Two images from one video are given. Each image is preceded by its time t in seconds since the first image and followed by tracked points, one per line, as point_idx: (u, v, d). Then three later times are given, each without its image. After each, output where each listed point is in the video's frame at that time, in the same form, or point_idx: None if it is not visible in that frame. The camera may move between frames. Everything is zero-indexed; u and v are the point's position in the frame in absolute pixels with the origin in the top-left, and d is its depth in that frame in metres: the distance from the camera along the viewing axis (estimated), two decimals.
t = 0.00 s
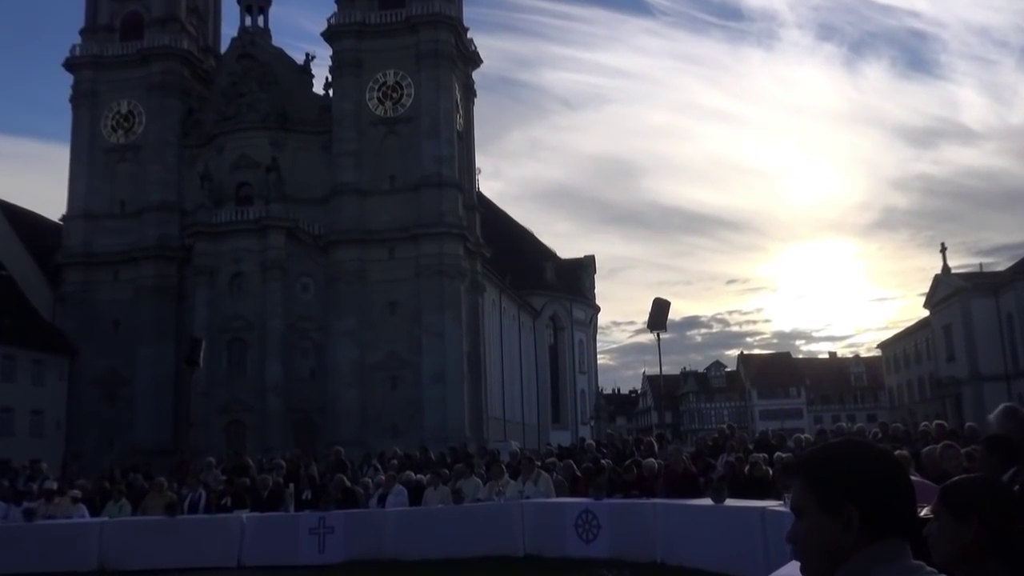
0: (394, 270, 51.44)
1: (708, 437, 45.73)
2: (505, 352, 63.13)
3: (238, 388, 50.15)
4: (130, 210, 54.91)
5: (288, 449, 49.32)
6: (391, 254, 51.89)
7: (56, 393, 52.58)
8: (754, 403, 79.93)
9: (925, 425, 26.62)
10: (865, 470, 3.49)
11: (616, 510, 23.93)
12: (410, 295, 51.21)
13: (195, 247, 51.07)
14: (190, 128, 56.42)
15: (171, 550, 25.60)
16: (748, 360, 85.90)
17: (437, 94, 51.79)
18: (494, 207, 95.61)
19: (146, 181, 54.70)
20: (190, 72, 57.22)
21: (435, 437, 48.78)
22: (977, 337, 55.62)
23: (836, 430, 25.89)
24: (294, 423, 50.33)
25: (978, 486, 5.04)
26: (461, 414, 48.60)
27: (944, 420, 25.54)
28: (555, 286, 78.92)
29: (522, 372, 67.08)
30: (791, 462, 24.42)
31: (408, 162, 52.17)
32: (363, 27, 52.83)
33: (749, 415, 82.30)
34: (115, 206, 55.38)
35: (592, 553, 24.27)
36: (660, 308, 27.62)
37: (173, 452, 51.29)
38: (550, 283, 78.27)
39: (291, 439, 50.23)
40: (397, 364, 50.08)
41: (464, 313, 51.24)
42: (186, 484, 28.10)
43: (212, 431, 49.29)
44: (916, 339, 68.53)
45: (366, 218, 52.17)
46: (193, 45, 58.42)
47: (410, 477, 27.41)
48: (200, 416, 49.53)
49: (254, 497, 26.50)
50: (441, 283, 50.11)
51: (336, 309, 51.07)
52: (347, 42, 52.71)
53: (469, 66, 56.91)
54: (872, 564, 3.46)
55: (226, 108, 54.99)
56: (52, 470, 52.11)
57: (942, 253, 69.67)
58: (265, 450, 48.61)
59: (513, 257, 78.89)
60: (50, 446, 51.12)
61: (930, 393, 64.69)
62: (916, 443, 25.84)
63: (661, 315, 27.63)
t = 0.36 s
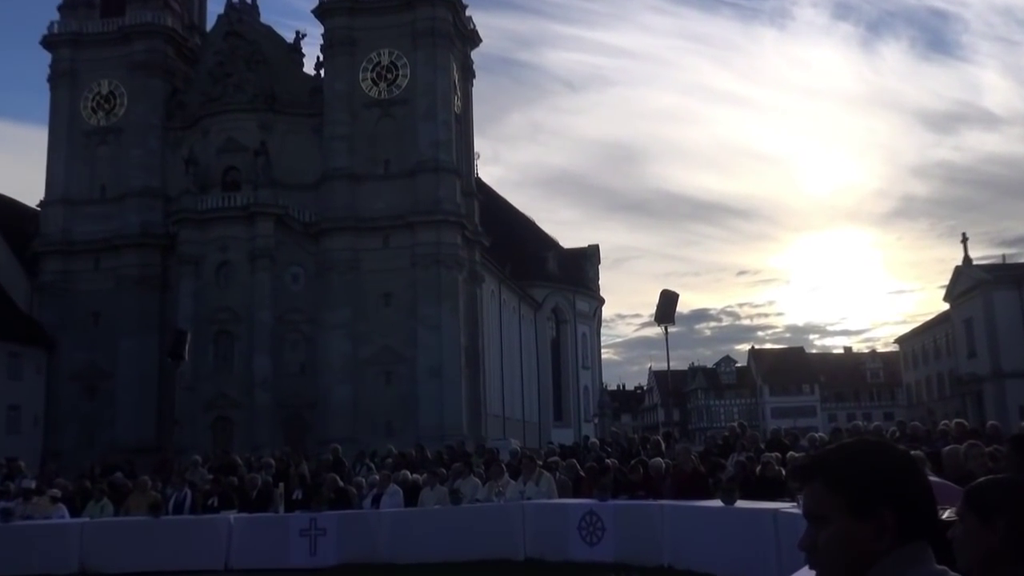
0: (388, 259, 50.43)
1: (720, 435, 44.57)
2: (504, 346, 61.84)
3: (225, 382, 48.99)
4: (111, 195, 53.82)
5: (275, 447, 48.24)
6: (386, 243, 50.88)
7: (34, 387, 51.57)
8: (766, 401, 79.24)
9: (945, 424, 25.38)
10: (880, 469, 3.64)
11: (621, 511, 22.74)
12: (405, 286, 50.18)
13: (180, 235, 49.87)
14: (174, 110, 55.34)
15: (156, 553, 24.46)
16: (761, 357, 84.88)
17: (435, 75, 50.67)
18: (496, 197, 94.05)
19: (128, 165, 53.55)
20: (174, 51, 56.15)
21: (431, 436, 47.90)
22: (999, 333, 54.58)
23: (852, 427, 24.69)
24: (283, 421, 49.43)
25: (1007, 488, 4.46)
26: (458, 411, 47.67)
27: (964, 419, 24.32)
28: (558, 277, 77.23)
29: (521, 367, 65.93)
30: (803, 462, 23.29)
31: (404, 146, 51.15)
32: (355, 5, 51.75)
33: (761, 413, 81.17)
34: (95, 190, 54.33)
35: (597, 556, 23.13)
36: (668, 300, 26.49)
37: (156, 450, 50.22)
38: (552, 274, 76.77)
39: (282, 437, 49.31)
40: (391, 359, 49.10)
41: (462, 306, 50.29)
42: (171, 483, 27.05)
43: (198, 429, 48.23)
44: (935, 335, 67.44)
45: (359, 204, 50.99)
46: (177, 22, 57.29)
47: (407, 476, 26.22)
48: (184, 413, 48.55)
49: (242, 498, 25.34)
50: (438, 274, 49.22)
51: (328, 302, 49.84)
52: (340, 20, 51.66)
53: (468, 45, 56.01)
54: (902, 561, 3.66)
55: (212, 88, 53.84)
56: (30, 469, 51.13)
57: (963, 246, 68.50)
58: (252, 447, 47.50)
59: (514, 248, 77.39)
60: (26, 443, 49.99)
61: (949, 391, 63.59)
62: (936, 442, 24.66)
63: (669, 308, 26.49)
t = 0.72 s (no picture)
0: (392, 249, 49.47)
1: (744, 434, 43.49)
2: (513, 341, 60.71)
3: (221, 378, 48.36)
4: (101, 183, 52.90)
5: (275, 446, 47.54)
6: (389, 233, 49.90)
7: (23, 382, 50.87)
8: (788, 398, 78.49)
9: (975, 423, 24.22)
10: (919, 469, 3.28)
11: (636, 513, 21.67)
12: (409, 277, 49.30)
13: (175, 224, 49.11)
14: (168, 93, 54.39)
15: (150, 555, 23.44)
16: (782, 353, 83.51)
17: (440, 56, 49.65)
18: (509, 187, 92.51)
19: (120, 151, 52.63)
20: (168, 32, 55.27)
21: (437, 435, 47.12)
22: None
23: (879, 426, 23.52)
24: (284, 419, 48.50)
25: None
26: (465, 408, 47.00)
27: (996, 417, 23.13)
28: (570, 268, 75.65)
29: (531, 363, 64.87)
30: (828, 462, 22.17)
31: (408, 131, 50.19)
32: None
33: (783, 410, 79.84)
34: (86, 178, 53.44)
35: (611, 560, 22.03)
36: (685, 292, 25.43)
37: (149, 448, 49.41)
38: (563, 263, 74.94)
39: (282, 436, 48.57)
40: (396, 354, 48.26)
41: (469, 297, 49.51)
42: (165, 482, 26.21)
43: (194, 426, 47.59)
44: (965, 329, 66.15)
45: (361, 191, 50.11)
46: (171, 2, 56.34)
47: (412, 476, 25.20)
48: (179, 411, 47.71)
49: (241, 498, 24.40)
50: (444, 265, 48.33)
51: (330, 295, 48.97)
52: None
53: (476, 26, 54.97)
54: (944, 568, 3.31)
55: (206, 70, 52.74)
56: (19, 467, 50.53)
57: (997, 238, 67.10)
58: (249, 446, 46.83)
59: (526, 237, 75.82)
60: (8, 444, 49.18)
61: (980, 388, 62.23)
62: (967, 442, 23.48)
63: (687, 300, 25.42)
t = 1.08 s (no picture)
0: (396, 235, 48.53)
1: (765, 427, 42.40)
2: (522, 331, 59.66)
3: (218, 368, 47.56)
4: (91, 166, 51.99)
5: (273, 439, 47.01)
6: (392, 218, 48.93)
7: (11, 373, 50.27)
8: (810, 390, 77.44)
9: (1006, 418, 23.20)
10: (948, 469, 3.04)
11: (652, 511, 20.62)
12: (414, 264, 48.35)
13: (168, 208, 48.32)
14: (161, 71, 53.46)
15: (145, 554, 22.52)
16: (803, 344, 82.22)
17: (446, 33, 48.80)
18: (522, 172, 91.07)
19: (111, 131, 51.76)
20: (160, 8, 54.43)
21: (443, 428, 46.31)
22: None
23: (905, 419, 22.48)
24: (283, 411, 47.77)
25: None
26: (471, 400, 46.22)
27: None
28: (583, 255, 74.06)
29: (541, 353, 63.89)
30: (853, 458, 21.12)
31: (412, 112, 49.27)
32: None
33: (806, 402, 78.57)
34: (76, 161, 52.40)
35: (626, 560, 20.99)
36: (702, 279, 24.40)
37: (142, 442, 48.78)
38: (575, 250, 73.62)
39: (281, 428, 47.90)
40: (401, 344, 47.44)
41: (476, 283, 48.62)
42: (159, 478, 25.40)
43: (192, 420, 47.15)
44: (997, 319, 64.78)
45: (363, 173, 49.16)
46: None
47: (416, 472, 24.29)
48: (174, 404, 47.15)
49: (239, 495, 23.53)
50: (450, 252, 47.43)
51: (331, 283, 48.10)
52: None
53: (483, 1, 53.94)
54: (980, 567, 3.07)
55: (200, 47, 51.66)
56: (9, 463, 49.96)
57: None
58: (248, 441, 46.39)
59: (537, 221, 74.49)
60: None
61: (1012, 380, 60.90)
62: (1000, 438, 22.42)
63: (705, 287, 24.39)
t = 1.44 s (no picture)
0: (405, 220, 47.75)
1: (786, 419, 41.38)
2: (535, 320, 58.77)
3: (220, 359, 47.39)
4: (88, 149, 51.45)
5: (277, 431, 46.51)
6: (400, 203, 48.16)
7: (7, 365, 49.85)
8: (836, 381, 76.57)
9: None
10: (977, 459, 2.89)
11: (670, 506, 19.77)
12: (422, 250, 47.62)
13: (168, 192, 47.71)
14: (159, 52, 52.75)
15: (146, 551, 21.79)
16: (828, 334, 81.04)
17: (454, 11, 47.94)
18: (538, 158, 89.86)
19: (108, 114, 51.12)
20: None
21: (453, 421, 45.82)
22: None
23: (931, 412, 21.60)
24: (287, 403, 47.31)
25: None
26: (482, 394, 45.78)
27: None
28: (598, 241, 72.76)
29: (555, 343, 63.16)
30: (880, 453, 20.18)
31: (420, 93, 48.47)
32: None
33: (830, 393, 77.60)
34: (71, 144, 51.91)
35: (643, 557, 20.19)
36: (723, 265, 23.54)
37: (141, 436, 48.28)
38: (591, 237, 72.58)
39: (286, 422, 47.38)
40: (409, 334, 46.77)
41: (487, 268, 47.89)
42: (160, 473, 24.90)
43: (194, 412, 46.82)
44: None
45: (369, 156, 48.37)
46: None
47: (426, 465, 23.56)
48: (174, 396, 47.20)
49: (243, 490, 22.83)
50: (460, 238, 46.72)
51: (335, 270, 47.27)
52: None
53: None
54: (1009, 569, 2.89)
55: (200, 27, 50.94)
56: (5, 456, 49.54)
57: None
58: (251, 433, 45.95)
59: (550, 206, 73.48)
60: None
61: None
62: None
63: (725, 274, 23.55)
